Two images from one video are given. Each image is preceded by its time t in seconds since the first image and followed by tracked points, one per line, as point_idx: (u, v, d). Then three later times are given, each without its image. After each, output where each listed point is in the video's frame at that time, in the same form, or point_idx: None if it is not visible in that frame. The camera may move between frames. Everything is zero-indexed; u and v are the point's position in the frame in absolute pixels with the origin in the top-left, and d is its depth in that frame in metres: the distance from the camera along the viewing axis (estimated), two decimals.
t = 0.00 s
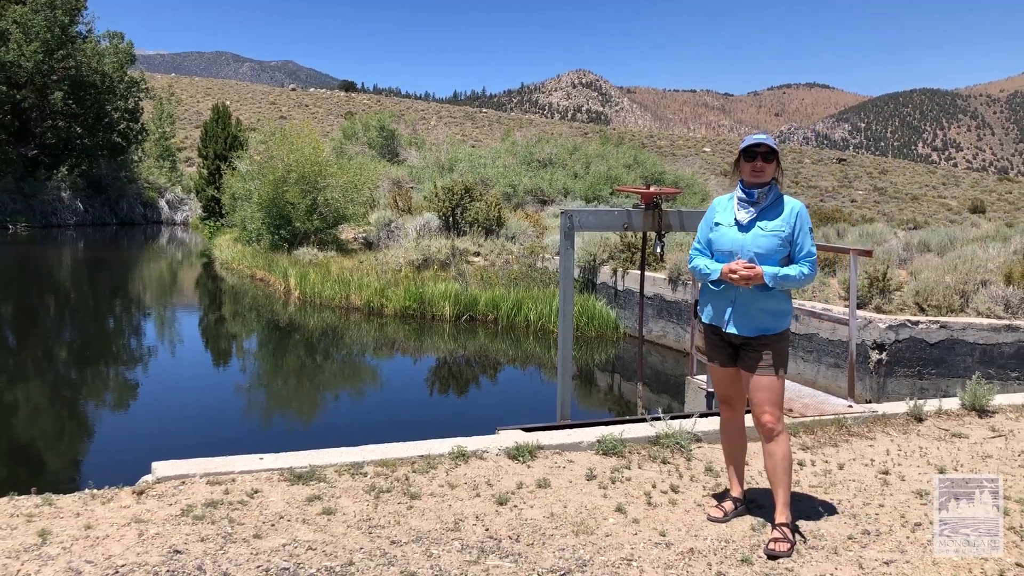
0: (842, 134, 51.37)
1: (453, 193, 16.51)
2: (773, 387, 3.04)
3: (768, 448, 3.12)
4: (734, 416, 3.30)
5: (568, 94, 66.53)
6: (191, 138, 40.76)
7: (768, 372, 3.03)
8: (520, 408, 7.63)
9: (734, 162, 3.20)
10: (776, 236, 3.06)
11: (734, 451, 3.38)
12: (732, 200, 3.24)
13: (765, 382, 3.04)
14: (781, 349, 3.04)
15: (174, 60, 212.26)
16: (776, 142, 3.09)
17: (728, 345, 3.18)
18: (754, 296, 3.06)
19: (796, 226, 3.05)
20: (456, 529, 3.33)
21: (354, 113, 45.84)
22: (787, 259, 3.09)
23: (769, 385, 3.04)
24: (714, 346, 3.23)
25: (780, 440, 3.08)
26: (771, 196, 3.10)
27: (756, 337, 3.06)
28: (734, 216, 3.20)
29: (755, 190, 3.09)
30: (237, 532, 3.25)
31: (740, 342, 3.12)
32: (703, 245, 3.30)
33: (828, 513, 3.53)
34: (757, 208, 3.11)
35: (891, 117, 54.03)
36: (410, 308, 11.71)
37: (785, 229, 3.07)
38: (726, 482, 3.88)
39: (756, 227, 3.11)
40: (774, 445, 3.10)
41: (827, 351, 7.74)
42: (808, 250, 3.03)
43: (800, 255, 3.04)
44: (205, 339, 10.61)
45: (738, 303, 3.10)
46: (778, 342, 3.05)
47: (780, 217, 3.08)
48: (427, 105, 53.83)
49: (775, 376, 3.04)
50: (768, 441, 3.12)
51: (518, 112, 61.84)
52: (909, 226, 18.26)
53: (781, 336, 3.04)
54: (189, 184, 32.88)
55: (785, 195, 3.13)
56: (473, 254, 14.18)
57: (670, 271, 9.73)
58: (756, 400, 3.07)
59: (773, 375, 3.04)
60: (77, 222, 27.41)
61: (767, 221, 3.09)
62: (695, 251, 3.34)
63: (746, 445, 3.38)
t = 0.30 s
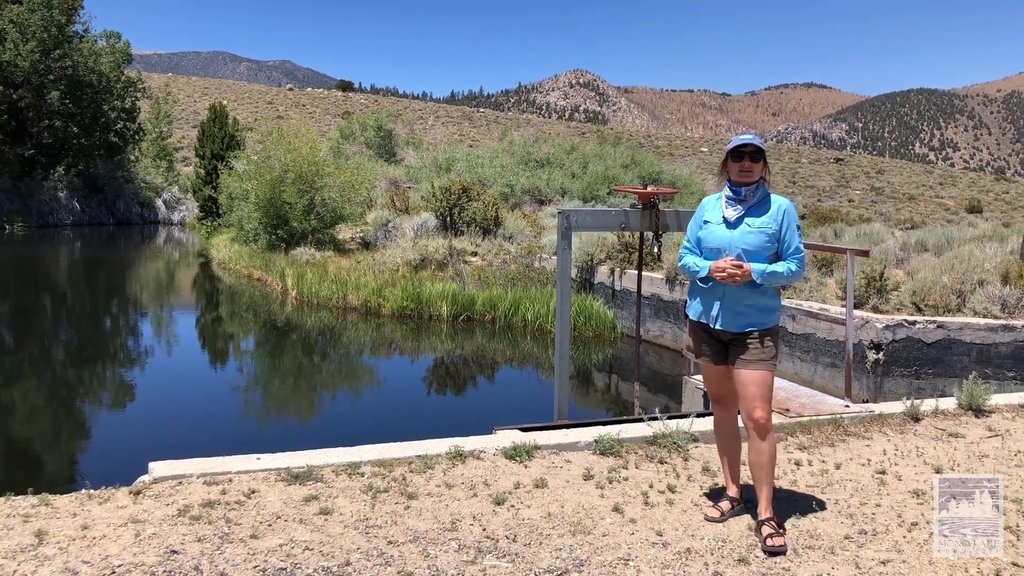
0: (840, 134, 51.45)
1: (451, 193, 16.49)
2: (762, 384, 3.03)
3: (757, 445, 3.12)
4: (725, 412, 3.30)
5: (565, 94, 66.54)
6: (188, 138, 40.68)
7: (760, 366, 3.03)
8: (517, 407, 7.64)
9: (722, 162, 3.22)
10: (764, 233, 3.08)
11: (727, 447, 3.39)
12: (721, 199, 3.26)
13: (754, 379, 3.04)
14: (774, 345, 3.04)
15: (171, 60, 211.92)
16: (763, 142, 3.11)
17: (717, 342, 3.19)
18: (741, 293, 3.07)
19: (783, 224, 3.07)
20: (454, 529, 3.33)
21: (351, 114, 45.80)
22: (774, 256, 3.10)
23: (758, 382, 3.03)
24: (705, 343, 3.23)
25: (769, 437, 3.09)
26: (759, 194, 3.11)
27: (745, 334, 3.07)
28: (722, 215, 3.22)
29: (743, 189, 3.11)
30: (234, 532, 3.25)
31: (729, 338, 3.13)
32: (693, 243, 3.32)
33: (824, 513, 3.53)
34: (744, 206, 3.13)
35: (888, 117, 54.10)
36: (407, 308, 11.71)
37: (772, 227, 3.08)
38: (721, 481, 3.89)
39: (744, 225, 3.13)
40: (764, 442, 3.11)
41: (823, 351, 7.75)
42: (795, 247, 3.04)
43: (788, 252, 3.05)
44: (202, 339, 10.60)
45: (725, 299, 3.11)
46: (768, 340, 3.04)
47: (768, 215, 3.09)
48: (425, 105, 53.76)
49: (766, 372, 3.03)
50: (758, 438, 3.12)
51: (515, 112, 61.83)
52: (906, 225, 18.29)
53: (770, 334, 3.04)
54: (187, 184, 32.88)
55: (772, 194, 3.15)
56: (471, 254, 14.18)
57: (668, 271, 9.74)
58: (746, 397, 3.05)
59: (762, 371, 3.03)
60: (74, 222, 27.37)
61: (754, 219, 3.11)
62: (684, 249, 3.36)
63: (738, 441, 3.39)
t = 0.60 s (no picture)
0: (837, 134, 51.49)
1: (449, 192, 16.47)
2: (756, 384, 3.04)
3: (751, 446, 3.13)
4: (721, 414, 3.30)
5: (563, 94, 66.52)
6: (185, 139, 40.61)
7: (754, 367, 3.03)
8: (515, 408, 7.63)
9: (715, 163, 3.24)
10: (760, 231, 3.09)
11: (724, 448, 3.38)
12: (715, 200, 3.27)
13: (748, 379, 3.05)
14: (770, 345, 3.04)
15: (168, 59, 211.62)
16: (756, 142, 3.14)
17: (714, 341, 3.18)
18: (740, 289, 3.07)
19: (779, 222, 3.09)
20: (452, 529, 3.33)
21: (349, 113, 45.76)
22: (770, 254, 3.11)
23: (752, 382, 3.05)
24: (701, 342, 3.22)
25: (764, 437, 3.10)
26: (753, 193, 3.13)
27: (742, 333, 3.06)
28: (716, 214, 3.22)
29: (738, 187, 3.12)
30: (232, 533, 3.24)
31: (724, 337, 3.12)
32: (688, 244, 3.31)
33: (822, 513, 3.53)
34: (739, 204, 3.14)
35: (885, 117, 54.17)
36: (405, 308, 11.71)
37: (767, 225, 3.10)
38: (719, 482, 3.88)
39: (739, 222, 3.13)
40: (759, 442, 3.12)
41: (821, 350, 7.76)
42: (792, 246, 3.06)
43: (785, 250, 3.07)
44: (199, 339, 10.59)
45: (724, 296, 3.09)
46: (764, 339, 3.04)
47: (763, 213, 3.11)
48: (423, 105, 53.72)
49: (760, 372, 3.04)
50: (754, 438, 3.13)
51: (513, 112, 61.83)
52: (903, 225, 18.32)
53: (768, 333, 3.04)
54: (184, 184, 32.84)
55: (765, 194, 3.17)
56: (468, 254, 14.17)
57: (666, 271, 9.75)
58: (740, 397, 3.07)
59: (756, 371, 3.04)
60: (71, 222, 27.33)
61: (750, 216, 3.11)
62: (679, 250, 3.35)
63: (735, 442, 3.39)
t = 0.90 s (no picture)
0: (834, 134, 51.56)
1: (446, 192, 16.45)
2: (757, 383, 3.04)
3: (751, 445, 3.12)
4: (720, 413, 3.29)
5: (560, 93, 66.53)
6: (183, 138, 40.53)
7: (755, 366, 3.03)
8: (513, 407, 7.63)
9: (711, 164, 3.25)
10: (759, 230, 3.09)
11: (722, 447, 3.38)
12: (711, 201, 3.27)
13: (749, 378, 3.05)
14: (771, 344, 3.05)
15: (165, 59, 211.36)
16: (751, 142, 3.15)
17: (715, 341, 3.18)
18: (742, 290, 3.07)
19: (776, 222, 3.10)
20: (450, 529, 3.33)
21: (346, 113, 45.70)
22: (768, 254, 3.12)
23: (753, 381, 3.04)
24: (702, 342, 3.22)
25: (764, 436, 3.09)
26: (750, 193, 3.13)
27: (744, 333, 3.06)
28: (713, 214, 3.22)
29: (735, 186, 3.13)
30: (230, 533, 3.24)
31: (725, 337, 3.12)
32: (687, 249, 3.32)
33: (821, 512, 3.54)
34: (737, 204, 3.14)
35: (882, 117, 54.25)
36: (403, 308, 11.70)
37: (765, 225, 3.10)
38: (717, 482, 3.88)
39: (737, 222, 3.13)
40: (759, 442, 3.12)
41: (819, 350, 7.77)
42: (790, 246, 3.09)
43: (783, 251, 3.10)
44: (196, 339, 10.58)
45: (726, 297, 3.09)
46: (766, 339, 3.04)
47: (760, 212, 3.11)
48: (421, 104, 53.68)
49: (760, 372, 3.04)
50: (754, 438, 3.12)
51: (510, 111, 61.81)
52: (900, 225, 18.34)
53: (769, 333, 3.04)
54: (181, 184, 32.79)
55: (761, 193, 3.17)
56: (466, 253, 14.17)
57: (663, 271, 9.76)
58: (740, 396, 3.06)
59: (758, 371, 3.04)
60: (68, 221, 27.28)
61: (747, 216, 3.11)
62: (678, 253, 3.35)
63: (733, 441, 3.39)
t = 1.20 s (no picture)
0: (832, 134, 51.62)
1: (444, 192, 16.44)
2: (757, 383, 3.04)
3: (751, 445, 3.12)
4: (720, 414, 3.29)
5: (558, 93, 66.50)
6: (180, 138, 40.47)
7: (756, 367, 3.03)
8: (512, 407, 7.62)
9: (708, 165, 3.25)
10: (759, 229, 3.08)
11: (722, 447, 3.37)
12: (711, 200, 3.26)
13: (750, 378, 3.05)
14: (773, 345, 3.04)
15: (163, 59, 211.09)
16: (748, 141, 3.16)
17: (718, 341, 3.17)
18: (744, 287, 3.07)
19: (775, 219, 3.10)
20: (448, 529, 3.32)
21: (343, 113, 45.62)
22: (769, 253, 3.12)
23: (754, 381, 3.04)
24: (704, 342, 3.21)
25: (763, 436, 3.09)
26: (748, 192, 3.13)
27: (747, 333, 3.05)
28: (713, 215, 3.21)
29: (733, 186, 3.12)
30: (228, 534, 3.22)
31: (727, 338, 3.11)
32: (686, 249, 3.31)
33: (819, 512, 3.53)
34: (736, 203, 3.13)
35: (880, 117, 54.31)
36: (401, 307, 11.69)
37: (765, 223, 3.09)
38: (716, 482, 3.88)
39: (737, 222, 3.13)
40: (758, 441, 3.11)
41: (817, 350, 7.78)
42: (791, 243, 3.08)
43: (782, 249, 3.10)
44: (194, 339, 10.56)
45: (728, 297, 3.08)
46: (768, 338, 3.04)
47: (759, 211, 3.11)
48: (418, 104, 53.65)
49: (761, 373, 3.04)
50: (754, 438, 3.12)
51: (508, 111, 61.78)
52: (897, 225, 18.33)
53: (771, 333, 3.03)
54: (179, 184, 32.73)
55: (760, 192, 3.18)
56: (464, 253, 14.16)
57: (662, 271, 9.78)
58: (741, 396, 3.06)
59: (759, 371, 3.04)
60: (65, 221, 27.24)
61: (746, 215, 3.11)
62: (678, 254, 3.33)
63: (732, 442, 3.38)
